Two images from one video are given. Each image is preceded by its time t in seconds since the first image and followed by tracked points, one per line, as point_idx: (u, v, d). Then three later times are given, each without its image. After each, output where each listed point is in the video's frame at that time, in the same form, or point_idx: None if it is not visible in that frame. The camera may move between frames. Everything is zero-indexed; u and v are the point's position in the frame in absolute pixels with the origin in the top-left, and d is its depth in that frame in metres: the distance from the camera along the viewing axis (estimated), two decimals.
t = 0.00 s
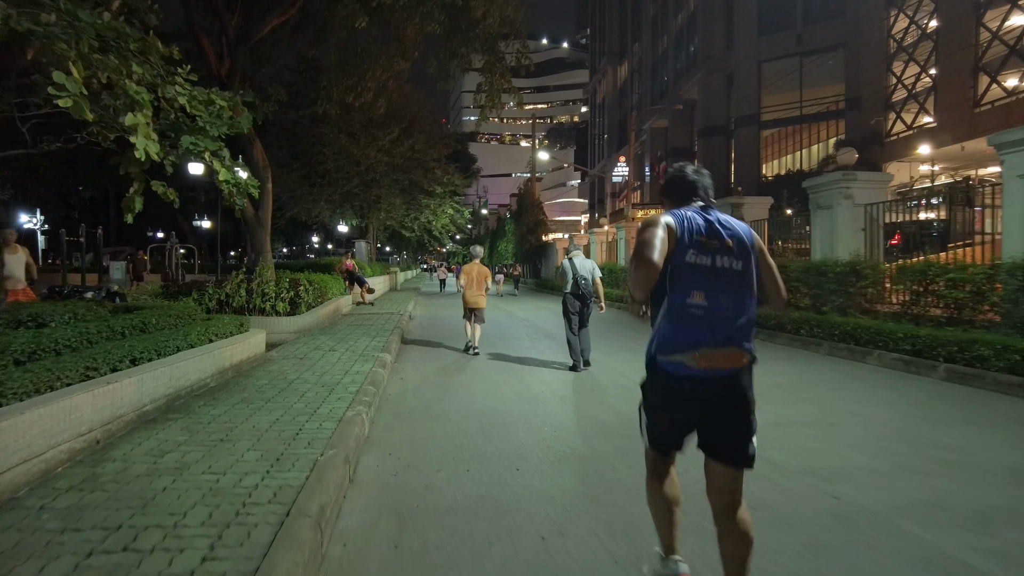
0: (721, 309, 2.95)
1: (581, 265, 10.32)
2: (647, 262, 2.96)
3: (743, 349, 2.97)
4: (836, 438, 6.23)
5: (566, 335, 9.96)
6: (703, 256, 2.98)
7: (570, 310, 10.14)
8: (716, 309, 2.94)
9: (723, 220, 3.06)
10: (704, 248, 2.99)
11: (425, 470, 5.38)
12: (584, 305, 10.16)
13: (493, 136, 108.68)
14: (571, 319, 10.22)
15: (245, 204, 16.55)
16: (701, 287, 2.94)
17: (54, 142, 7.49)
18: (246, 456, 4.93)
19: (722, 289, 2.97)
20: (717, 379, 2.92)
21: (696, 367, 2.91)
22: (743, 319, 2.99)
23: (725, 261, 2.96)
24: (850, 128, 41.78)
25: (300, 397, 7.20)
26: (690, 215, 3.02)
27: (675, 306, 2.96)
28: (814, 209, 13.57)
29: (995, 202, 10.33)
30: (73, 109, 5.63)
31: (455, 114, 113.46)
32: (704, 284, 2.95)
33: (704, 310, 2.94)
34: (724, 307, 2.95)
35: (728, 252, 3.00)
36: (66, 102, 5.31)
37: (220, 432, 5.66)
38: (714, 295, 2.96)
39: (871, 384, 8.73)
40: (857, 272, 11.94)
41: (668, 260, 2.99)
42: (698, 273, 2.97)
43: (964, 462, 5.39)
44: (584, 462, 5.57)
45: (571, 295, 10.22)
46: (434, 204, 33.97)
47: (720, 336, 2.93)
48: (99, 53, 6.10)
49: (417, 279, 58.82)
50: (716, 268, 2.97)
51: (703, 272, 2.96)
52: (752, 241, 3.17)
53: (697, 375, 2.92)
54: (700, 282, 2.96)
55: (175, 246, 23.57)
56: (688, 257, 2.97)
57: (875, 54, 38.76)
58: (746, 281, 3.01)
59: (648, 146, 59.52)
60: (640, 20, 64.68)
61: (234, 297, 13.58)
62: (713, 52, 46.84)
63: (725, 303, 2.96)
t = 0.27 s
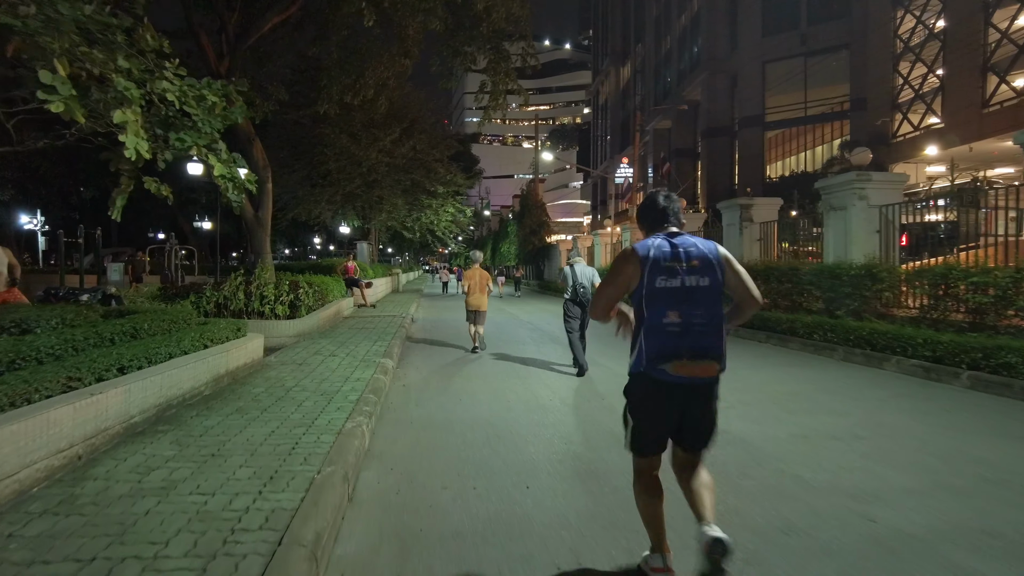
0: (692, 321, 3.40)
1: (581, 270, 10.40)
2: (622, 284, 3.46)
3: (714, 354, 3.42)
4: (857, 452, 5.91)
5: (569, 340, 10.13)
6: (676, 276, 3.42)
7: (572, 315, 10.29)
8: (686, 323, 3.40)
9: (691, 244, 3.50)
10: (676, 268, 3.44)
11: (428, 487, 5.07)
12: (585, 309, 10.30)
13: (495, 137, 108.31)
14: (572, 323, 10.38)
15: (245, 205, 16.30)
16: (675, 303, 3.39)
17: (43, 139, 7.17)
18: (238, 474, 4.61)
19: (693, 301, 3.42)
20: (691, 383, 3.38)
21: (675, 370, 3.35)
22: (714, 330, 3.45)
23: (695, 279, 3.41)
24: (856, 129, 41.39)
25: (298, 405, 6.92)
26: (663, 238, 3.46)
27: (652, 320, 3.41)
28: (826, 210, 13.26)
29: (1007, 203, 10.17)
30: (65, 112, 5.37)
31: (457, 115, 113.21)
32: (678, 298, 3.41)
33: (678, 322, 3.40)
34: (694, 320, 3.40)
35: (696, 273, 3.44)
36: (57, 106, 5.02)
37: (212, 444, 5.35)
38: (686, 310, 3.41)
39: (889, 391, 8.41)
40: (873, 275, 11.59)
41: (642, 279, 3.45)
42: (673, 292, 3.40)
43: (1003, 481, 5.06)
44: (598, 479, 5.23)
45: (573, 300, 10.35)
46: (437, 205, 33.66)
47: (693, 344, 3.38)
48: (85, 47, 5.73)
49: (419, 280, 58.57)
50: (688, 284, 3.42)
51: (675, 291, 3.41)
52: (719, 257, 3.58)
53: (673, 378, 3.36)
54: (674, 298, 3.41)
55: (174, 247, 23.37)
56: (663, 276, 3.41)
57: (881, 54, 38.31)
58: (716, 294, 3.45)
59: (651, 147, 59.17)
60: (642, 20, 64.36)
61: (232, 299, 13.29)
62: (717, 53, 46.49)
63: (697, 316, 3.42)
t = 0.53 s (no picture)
0: (665, 297, 3.69)
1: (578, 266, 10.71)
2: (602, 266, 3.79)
3: (684, 330, 3.71)
4: (881, 462, 5.56)
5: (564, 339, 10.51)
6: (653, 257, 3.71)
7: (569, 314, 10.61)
8: (661, 299, 3.69)
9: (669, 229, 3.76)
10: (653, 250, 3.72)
11: (425, 501, 4.72)
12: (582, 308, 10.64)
13: (497, 138, 108.11)
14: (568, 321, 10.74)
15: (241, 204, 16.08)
16: (649, 281, 3.69)
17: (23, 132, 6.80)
18: (219, 488, 4.27)
19: (668, 280, 3.69)
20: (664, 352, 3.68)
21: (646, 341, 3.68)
22: (685, 308, 3.72)
23: (668, 263, 3.68)
24: (860, 128, 41.03)
25: (291, 411, 6.58)
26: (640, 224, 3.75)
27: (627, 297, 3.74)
28: (836, 210, 12.87)
29: (1014, 202, 9.92)
30: (24, 106, 4.77)
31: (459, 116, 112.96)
32: (653, 278, 3.70)
33: (652, 298, 3.70)
34: (668, 298, 3.69)
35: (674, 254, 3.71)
36: (16, 101, 4.41)
37: (195, 454, 5.00)
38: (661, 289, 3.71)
39: (908, 395, 8.06)
40: (887, 274, 11.23)
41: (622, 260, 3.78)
42: (648, 271, 3.70)
43: None
44: (610, 495, 4.86)
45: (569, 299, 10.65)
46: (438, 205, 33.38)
47: (667, 319, 3.68)
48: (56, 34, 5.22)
49: (421, 281, 58.28)
50: (664, 264, 3.69)
51: (651, 271, 3.70)
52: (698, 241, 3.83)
53: (646, 349, 3.69)
54: (650, 279, 3.70)
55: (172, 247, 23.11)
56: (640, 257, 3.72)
57: (885, 53, 37.98)
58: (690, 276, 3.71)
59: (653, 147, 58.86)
60: (644, 21, 64.08)
61: (227, 300, 12.99)
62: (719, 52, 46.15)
63: (671, 294, 3.70)
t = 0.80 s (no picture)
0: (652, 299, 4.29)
1: (568, 273, 10.86)
2: (602, 266, 4.28)
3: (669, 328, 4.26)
4: (905, 482, 5.21)
5: (555, 343, 10.81)
6: (643, 265, 4.35)
7: (559, 318, 10.93)
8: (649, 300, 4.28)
9: (657, 242, 4.44)
10: (644, 259, 4.37)
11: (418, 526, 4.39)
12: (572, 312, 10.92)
13: (497, 141, 107.77)
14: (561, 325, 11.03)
15: (235, 206, 15.89)
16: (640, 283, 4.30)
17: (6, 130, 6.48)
18: (194, 516, 3.91)
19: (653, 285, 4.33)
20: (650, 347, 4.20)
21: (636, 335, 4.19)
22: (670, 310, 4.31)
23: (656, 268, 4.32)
24: (863, 130, 40.69)
25: (279, 426, 6.22)
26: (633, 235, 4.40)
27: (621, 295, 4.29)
28: (846, 212, 12.46)
29: None
30: None
31: (460, 119, 112.98)
32: (643, 280, 4.32)
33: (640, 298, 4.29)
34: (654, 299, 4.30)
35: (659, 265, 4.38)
36: None
37: (175, 474, 4.68)
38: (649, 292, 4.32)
39: (928, 406, 7.68)
40: (899, 278, 10.88)
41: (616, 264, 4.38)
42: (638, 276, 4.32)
43: None
44: (619, 519, 4.50)
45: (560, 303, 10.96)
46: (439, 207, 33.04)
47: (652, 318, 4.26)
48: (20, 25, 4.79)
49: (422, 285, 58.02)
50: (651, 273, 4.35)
51: (640, 276, 4.32)
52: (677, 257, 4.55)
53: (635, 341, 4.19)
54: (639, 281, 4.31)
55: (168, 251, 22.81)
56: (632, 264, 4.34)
57: (889, 55, 37.65)
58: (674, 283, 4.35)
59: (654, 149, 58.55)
60: (645, 23, 63.87)
61: (220, 306, 12.68)
62: (720, 54, 45.93)
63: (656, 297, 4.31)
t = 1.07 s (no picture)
0: (637, 302, 4.67)
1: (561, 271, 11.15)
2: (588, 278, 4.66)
3: (651, 329, 4.66)
4: (934, 490, 4.92)
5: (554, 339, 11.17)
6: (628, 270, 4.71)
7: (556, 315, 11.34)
8: (634, 303, 4.66)
9: (639, 246, 4.77)
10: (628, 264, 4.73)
11: (421, 543, 4.06)
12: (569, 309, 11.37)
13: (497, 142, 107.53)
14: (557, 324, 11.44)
15: (231, 204, 15.65)
16: (625, 288, 4.66)
17: None
18: (174, 535, 3.58)
19: (638, 288, 4.69)
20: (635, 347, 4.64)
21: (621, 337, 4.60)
22: (653, 311, 4.68)
23: (639, 275, 4.66)
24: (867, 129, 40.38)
25: (273, 433, 5.90)
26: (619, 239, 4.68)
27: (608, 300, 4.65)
28: (858, 211, 12.14)
29: None
30: None
31: (460, 120, 112.65)
32: (628, 284, 4.68)
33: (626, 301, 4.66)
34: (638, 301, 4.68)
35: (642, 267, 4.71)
36: None
37: (157, 486, 4.36)
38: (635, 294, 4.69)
39: (951, 410, 7.36)
40: (915, 277, 10.56)
41: (603, 271, 4.73)
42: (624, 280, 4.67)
43: None
44: (636, 536, 4.17)
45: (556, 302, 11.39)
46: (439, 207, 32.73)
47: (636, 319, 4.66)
48: None
49: (422, 286, 57.65)
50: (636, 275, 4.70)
51: (625, 280, 4.68)
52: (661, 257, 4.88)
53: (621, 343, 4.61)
54: (624, 286, 4.67)
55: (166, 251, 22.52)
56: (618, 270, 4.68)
57: (892, 53, 37.40)
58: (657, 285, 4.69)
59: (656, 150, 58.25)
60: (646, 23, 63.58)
61: (215, 306, 12.38)
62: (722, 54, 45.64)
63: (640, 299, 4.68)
